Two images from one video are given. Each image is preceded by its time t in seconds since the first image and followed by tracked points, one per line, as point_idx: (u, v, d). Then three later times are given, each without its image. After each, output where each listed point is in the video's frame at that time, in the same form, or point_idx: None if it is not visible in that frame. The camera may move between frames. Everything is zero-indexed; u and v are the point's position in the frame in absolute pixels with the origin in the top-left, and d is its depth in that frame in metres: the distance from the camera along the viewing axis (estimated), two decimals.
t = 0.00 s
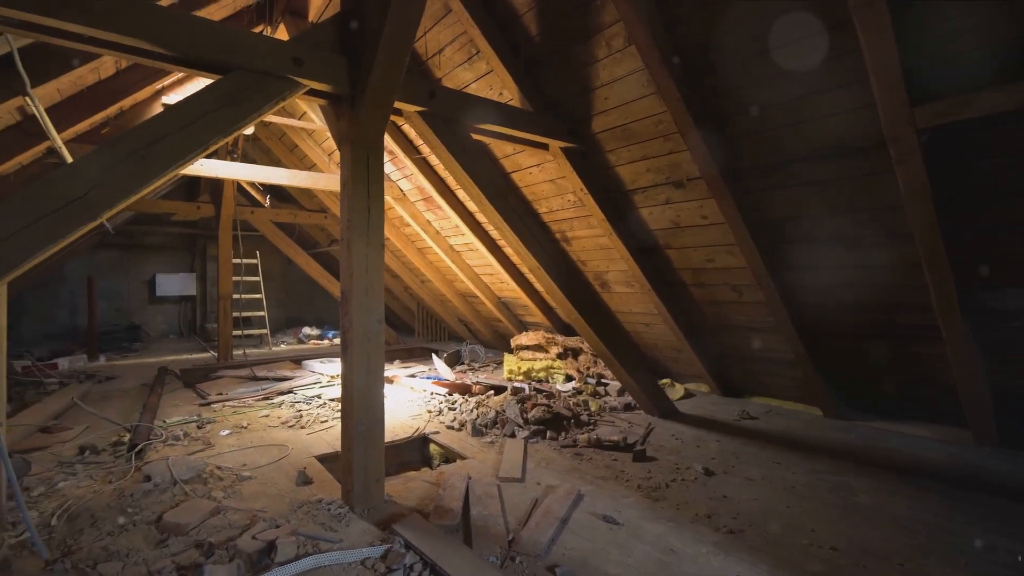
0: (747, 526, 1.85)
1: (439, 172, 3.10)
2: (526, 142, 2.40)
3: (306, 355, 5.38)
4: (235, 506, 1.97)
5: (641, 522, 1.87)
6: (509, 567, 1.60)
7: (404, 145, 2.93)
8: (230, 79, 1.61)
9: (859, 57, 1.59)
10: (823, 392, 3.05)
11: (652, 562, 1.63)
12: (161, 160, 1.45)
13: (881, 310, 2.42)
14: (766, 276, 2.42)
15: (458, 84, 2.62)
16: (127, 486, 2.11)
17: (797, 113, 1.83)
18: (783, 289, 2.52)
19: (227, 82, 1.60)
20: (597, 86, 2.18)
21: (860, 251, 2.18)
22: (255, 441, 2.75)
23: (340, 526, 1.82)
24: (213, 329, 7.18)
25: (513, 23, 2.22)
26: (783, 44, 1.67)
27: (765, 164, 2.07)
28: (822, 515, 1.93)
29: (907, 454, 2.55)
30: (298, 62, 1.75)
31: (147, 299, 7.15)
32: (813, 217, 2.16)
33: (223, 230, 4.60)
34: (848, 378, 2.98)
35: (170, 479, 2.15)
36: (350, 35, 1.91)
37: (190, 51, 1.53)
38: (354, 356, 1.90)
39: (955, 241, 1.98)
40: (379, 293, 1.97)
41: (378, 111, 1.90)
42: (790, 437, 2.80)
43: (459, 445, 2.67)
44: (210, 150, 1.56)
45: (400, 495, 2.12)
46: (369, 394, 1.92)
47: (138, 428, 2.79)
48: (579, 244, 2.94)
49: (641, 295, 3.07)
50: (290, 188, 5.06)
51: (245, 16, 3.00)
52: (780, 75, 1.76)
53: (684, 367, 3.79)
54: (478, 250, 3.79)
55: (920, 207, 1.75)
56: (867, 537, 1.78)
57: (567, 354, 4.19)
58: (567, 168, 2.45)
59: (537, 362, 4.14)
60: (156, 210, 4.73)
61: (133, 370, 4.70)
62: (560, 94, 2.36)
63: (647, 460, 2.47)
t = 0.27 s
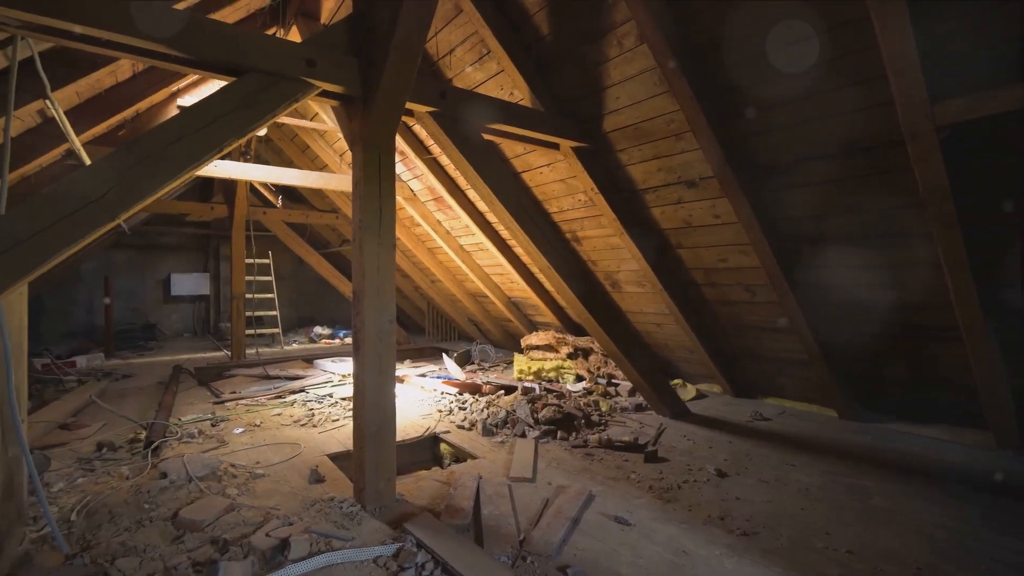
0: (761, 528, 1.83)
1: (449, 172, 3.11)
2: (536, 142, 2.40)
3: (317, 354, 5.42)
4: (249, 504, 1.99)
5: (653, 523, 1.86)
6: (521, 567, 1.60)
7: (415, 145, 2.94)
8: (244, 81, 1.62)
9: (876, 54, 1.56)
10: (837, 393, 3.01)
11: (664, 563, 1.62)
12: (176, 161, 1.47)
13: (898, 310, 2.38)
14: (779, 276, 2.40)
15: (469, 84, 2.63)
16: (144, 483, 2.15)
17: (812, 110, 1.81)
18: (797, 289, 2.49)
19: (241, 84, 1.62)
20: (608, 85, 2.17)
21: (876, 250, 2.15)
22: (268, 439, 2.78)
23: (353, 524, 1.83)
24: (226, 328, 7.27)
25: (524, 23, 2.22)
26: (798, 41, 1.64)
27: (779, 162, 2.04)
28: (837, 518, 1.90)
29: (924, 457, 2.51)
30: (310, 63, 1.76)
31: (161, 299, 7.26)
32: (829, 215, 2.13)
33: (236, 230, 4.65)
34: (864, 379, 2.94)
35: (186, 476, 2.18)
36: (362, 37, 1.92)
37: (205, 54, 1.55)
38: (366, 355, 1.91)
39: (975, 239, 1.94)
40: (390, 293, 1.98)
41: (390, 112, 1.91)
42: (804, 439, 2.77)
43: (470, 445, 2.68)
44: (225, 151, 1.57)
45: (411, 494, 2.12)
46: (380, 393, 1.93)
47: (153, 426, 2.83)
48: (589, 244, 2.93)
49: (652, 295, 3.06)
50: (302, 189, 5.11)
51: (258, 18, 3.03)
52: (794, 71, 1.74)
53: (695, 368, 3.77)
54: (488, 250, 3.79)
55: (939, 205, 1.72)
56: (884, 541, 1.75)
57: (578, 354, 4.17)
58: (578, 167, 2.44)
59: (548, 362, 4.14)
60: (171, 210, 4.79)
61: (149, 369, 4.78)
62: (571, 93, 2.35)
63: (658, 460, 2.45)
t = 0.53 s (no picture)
0: (775, 531, 1.81)
1: (460, 172, 3.12)
2: (546, 142, 2.39)
3: (328, 353, 5.47)
4: (262, 501, 2.01)
5: (665, 524, 1.85)
6: (532, 567, 1.60)
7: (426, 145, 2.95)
8: (258, 83, 1.64)
9: (893, 50, 1.54)
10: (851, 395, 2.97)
11: (676, 565, 1.60)
12: (192, 163, 1.49)
13: (916, 310, 2.34)
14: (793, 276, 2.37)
15: (480, 84, 2.63)
16: (160, 480, 2.18)
17: (828, 108, 1.78)
18: (812, 289, 2.46)
19: (255, 86, 1.64)
20: (619, 85, 2.16)
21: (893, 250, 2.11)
22: (280, 437, 2.81)
23: (364, 523, 1.84)
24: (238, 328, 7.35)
25: (535, 23, 2.22)
26: (812, 39, 1.63)
27: (793, 161, 2.02)
28: (852, 521, 1.88)
29: (942, 460, 2.46)
30: (323, 65, 1.78)
31: (175, 298, 7.36)
32: (844, 214, 2.10)
33: (248, 231, 4.70)
34: (880, 380, 2.89)
35: (200, 473, 2.21)
36: (374, 38, 1.93)
37: (220, 56, 1.57)
38: (378, 354, 1.92)
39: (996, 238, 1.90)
40: (402, 293, 1.99)
41: (402, 113, 1.92)
42: (818, 441, 2.73)
43: (480, 445, 2.68)
44: (239, 152, 1.59)
45: (422, 493, 2.13)
46: (392, 392, 1.94)
47: (168, 423, 2.87)
48: (600, 244, 2.92)
49: (663, 295, 3.04)
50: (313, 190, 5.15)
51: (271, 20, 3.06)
52: (809, 69, 1.72)
53: (707, 369, 3.74)
54: (498, 250, 3.79)
55: (958, 203, 1.69)
56: (901, 545, 1.72)
57: (588, 354, 4.16)
58: (589, 167, 2.43)
59: (558, 362, 4.13)
60: (185, 211, 4.86)
61: (163, 367, 4.84)
62: (582, 93, 2.34)
63: (669, 462, 2.44)
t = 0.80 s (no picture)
0: (787, 534, 1.79)
1: (468, 172, 3.12)
2: (555, 141, 2.39)
3: (337, 353, 5.50)
4: (273, 500, 2.02)
5: (675, 526, 1.84)
6: (541, 568, 1.60)
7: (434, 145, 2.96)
8: (269, 85, 1.65)
9: (908, 48, 1.52)
10: (864, 396, 2.94)
11: (686, 568, 1.59)
12: (205, 165, 1.50)
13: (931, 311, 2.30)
14: (805, 276, 2.34)
15: (489, 84, 2.63)
16: (173, 478, 2.20)
17: (841, 106, 1.76)
18: (824, 289, 2.43)
19: (267, 88, 1.65)
20: (629, 84, 2.15)
21: (908, 249, 2.09)
22: (290, 436, 2.83)
23: (374, 522, 1.85)
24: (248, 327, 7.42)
25: (544, 22, 2.21)
26: (825, 36, 1.61)
27: (805, 160, 2.00)
28: (865, 525, 1.86)
29: (958, 463, 2.43)
30: (333, 66, 1.79)
31: (187, 298, 7.44)
32: (857, 214, 2.08)
33: (259, 231, 4.74)
34: (893, 382, 2.86)
35: (212, 471, 2.23)
36: (384, 39, 1.94)
37: (232, 59, 1.59)
38: (387, 354, 1.93)
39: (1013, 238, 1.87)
40: (411, 293, 1.99)
41: (411, 113, 1.92)
42: (830, 443, 2.71)
43: (489, 445, 2.68)
44: (250, 154, 1.60)
45: (431, 493, 2.14)
46: (401, 392, 1.95)
47: (181, 422, 2.91)
48: (609, 244, 2.91)
49: (672, 295, 3.02)
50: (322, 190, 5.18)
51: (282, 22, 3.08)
52: (821, 67, 1.70)
53: (717, 369, 3.71)
54: (506, 250, 3.79)
55: (974, 202, 1.66)
56: (915, 549, 1.70)
57: (596, 354, 4.15)
58: (598, 166, 2.43)
59: (566, 362, 4.12)
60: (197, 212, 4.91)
61: (175, 366, 4.90)
62: (591, 92, 2.34)
63: (679, 463, 2.42)
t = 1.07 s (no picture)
0: (801, 538, 1.77)
1: (478, 172, 3.12)
2: (566, 141, 2.38)
3: (348, 353, 5.54)
4: (285, 498, 2.04)
5: (687, 528, 1.82)
6: (552, 569, 1.59)
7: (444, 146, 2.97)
8: (282, 87, 1.67)
9: (926, 44, 1.49)
10: (879, 398, 2.90)
11: (698, 570, 1.58)
12: (220, 166, 1.52)
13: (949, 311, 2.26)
14: (819, 276, 2.32)
15: (499, 84, 2.63)
16: (187, 475, 2.23)
17: (857, 104, 1.74)
18: (838, 290, 2.40)
19: (280, 90, 1.67)
20: (640, 83, 2.14)
21: (925, 249, 2.05)
22: (302, 435, 2.85)
23: (385, 521, 1.86)
24: (260, 327, 7.49)
25: (555, 22, 2.21)
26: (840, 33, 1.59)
27: (819, 159, 1.98)
28: (880, 529, 1.83)
29: (976, 466, 2.38)
30: (345, 67, 1.80)
31: (200, 297, 7.54)
32: (873, 213, 2.05)
33: (270, 232, 4.79)
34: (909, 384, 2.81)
35: (226, 469, 2.26)
36: (395, 41, 1.95)
37: (246, 61, 1.60)
38: (398, 354, 1.93)
39: None
40: (422, 293, 2.00)
41: (422, 114, 1.93)
42: (844, 446, 2.67)
43: (499, 445, 2.68)
44: (264, 155, 1.62)
45: (441, 492, 2.14)
46: (412, 392, 1.96)
47: (195, 420, 2.94)
48: (619, 244, 2.90)
49: (683, 295, 3.00)
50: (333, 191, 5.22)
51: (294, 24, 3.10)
52: (837, 64, 1.68)
53: (728, 370, 3.68)
54: (516, 250, 3.79)
55: (995, 201, 1.63)
56: (933, 555, 1.67)
57: (606, 355, 4.14)
58: (608, 166, 2.42)
59: (576, 363, 4.11)
60: (210, 213, 4.98)
61: (189, 365, 4.97)
62: (601, 92, 2.33)
63: (691, 465, 2.40)
